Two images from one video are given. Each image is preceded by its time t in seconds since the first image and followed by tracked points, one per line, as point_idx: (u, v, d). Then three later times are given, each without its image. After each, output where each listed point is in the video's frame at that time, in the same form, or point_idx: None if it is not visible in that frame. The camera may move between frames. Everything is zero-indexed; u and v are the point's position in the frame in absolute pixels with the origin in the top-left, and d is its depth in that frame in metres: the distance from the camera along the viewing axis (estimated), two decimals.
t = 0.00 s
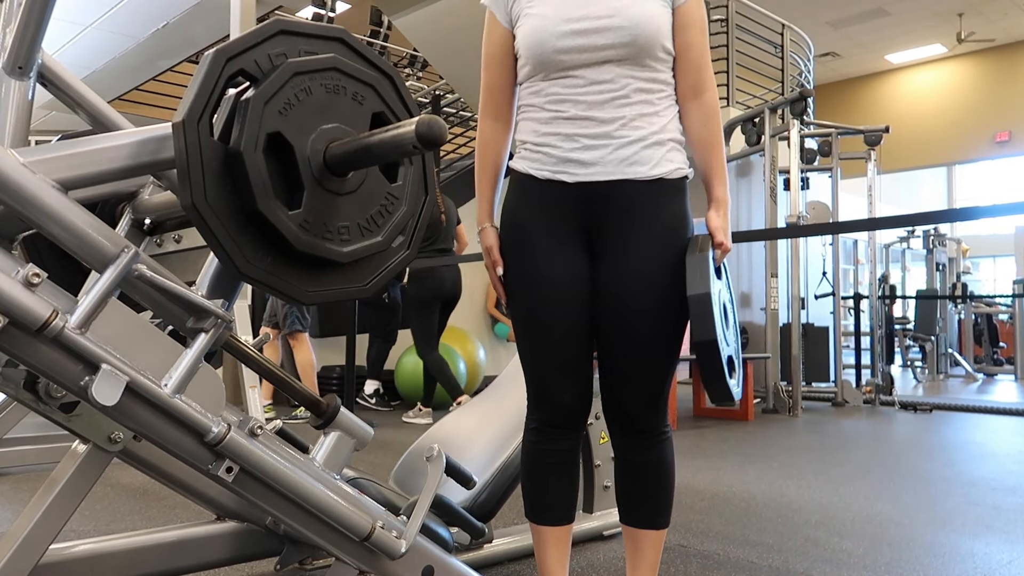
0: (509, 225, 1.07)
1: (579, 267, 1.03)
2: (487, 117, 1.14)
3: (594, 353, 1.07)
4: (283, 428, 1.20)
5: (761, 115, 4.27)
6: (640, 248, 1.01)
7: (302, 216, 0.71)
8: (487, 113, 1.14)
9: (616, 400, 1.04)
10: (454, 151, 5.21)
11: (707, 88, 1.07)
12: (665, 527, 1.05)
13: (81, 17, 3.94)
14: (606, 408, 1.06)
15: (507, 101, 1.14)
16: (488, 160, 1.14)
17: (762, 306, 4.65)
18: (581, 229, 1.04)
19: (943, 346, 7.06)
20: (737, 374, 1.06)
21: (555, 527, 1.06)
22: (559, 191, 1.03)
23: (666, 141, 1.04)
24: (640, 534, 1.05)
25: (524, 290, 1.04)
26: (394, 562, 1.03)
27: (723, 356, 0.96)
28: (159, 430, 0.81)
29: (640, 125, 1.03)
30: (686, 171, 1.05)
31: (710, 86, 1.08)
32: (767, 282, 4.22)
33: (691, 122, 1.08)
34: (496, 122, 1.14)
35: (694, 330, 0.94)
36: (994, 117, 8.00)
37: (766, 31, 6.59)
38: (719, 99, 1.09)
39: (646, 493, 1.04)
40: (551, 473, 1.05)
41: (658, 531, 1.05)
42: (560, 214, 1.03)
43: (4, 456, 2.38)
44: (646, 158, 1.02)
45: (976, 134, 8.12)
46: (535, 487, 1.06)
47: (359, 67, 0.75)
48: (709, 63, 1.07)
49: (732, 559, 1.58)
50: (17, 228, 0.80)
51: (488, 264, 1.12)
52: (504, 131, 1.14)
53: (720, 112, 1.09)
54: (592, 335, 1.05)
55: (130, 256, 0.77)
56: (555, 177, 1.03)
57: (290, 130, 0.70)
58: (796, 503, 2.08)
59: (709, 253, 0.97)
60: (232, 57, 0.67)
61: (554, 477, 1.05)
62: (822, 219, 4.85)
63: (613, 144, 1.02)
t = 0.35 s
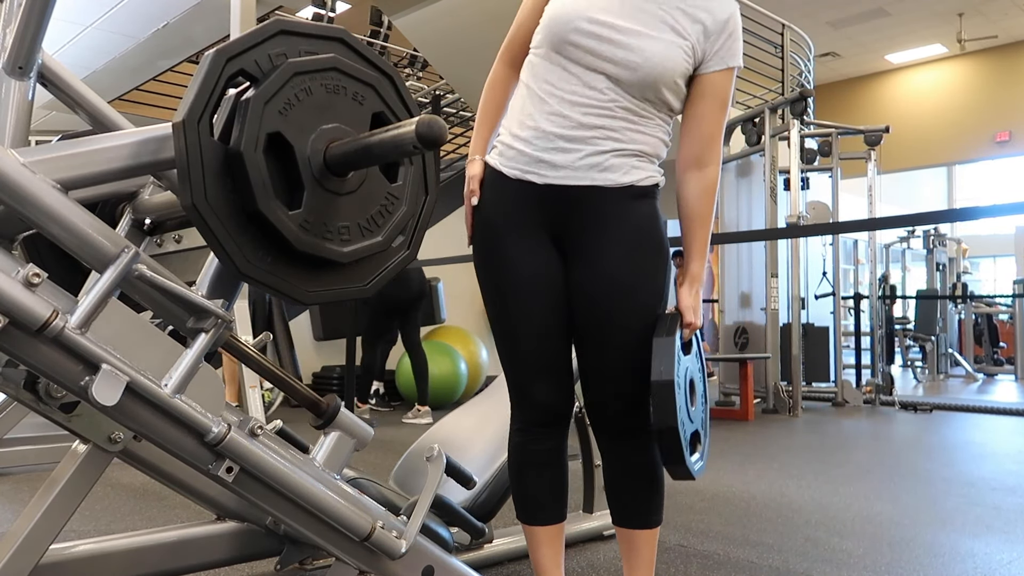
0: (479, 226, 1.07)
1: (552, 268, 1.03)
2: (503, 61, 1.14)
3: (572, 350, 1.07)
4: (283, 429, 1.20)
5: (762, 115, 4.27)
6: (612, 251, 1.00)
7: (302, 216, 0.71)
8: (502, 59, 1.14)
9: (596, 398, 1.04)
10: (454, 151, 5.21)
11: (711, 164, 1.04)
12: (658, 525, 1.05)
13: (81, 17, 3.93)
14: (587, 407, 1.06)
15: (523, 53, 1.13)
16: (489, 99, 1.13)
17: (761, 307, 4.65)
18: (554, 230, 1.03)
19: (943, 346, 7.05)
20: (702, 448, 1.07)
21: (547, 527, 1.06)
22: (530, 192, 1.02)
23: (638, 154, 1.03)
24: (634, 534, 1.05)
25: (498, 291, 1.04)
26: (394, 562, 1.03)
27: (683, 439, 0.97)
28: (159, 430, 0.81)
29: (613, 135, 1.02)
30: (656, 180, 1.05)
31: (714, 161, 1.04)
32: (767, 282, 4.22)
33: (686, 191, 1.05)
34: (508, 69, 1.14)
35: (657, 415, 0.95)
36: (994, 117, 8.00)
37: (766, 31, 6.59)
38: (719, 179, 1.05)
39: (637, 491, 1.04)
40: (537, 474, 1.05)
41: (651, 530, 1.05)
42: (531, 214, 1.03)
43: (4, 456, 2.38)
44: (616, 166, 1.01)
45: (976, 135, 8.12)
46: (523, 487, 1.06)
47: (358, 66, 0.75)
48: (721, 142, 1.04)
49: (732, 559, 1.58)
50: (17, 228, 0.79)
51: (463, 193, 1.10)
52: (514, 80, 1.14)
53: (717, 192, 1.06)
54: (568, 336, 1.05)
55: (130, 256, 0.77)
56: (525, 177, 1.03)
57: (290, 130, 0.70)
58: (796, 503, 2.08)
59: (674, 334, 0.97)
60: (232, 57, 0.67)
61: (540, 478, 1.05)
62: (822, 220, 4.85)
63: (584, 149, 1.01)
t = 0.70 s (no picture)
0: (461, 227, 1.06)
1: (533, 270, 1.02)
2: (524, 29, 1.14)
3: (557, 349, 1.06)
4: (283, 428, 1.20)
5: (762, 115, 4.26)
6: (592, 253, 0.99)
7: (302, 216, 0.71)
8: (525, 28, 1.14)
9: (581, 398, 1.04)
10: (454, 151, 5.21)
11: (705, 225, 1.06)
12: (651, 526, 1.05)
13: (81, 17, 3.93)
14: (574, 405, 1.05)
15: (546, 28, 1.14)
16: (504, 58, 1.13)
17: (761, 307, 4.66)
18: (535, 232, 1.03)
19: (943, 347, 7.04)
20: (689, 504, 1.10)
21: (539, 526, 1.06)
22: (510, 192, 1.02)
23: (620, 163, 1.01)
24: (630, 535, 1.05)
25: (481, 292, 1.04)
26: (393, 563, 1.03)
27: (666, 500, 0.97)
28: (159, 430, 0.81)
29: (594, 135, 1.00)
30: (636, 190, 1.03)
31: (709, 225, 1.06)
32: (768, 282, 4.23)
33: (681, 249, 1.06)
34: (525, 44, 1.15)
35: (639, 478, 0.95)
36: (994, 117, 8.00)
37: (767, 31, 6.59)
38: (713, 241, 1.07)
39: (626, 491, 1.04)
40: (527, 474, 1.05)
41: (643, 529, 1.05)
42: (511, 215, 1.02)
43: (4, 456, 2.38)
44: (595, 171, 1.00)
45: (976, 135, 8.12)
46: (516, 489, 1.05)
47: (360, 67, 0.75)
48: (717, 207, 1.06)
49: (732, 559, 1.58)
50: (17, 228, 0.79)
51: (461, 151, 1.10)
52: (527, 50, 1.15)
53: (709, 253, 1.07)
54: (553, 337, 1.05)
55: (130, 255, 0.77)
56: (510, 171, 1.02)
57: (291, 130, 0.70)
58: (796, 503, 2.08)
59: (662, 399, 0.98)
60: (232, 58, 0.67)
61: (530, 478, 1.05)
62: (822, 220, 4.85)
63: (566, 152, 1.00)
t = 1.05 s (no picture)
0: (476, 227, 1.06)
1: (551, 269, 1.03)
2: (500, 50, 1.11)
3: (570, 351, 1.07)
4: (283, 429, 1.20)
5: (762, 115, 4.26)
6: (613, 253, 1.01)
7: (303, 216, 0.71)
8: (500, 47, 1.12)
9: (594, 397, 1.04)
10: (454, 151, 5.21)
11: (711, 176, 1.05)
12: (657, 524, 1.05)
13: (81, 18, 3.93)
14: (585, 405, 1.06)
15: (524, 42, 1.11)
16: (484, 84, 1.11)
17: (761, 307, 4.66)
18: (554, 232, 1.03)
19: (943, 347, 7.03)
20: (698, 458, 1.08)
21: (546, 527, 1.06)
22: (527, 193, 1.03)
23: (635, 159, 1.03)
24: (632, 533, 1.05)
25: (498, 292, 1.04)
26: (393, 562, 1.03)
27: (676, 445, 0.96)
28: (158, 430, 0.81)
29: (615, 140, 1.01)
30: (653, 182, 1.05)
31: (714, 174, 1.05)
32: (768, 282, 4.23)
33: (687, 203, 1.06)
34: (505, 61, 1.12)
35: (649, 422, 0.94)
36: (994, 117, 8.00)
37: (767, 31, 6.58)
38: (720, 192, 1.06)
39: (632, 490, 1.04)
40: (535, 474, 1.05)
41: (649, 529, 1.05)
42: (529, 214, 1.03)
43: (4, 456, 2.38)
44: (617, 168, 1.01)
45: (977, 135, 8.12)
46: (522, 487, 1.06)
47: (360, 67, 0.75)
48: (721, 156, 1.05)
49: (733, 559, 1.58)
50: (17, 228, 0.79)
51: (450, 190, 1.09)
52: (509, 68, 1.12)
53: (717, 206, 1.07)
54: (567, 338, 1.05)
55: (130, 256, 0.77)
56: (524, 178, 1.03)
57: (291, 130, 0.70)
58: (796, 503, 2.08)
59: (672, 343, 0.98)
60: (232, 57, 0.67)
61: (538, 477, 1.05)
62: (823, 220, 4.85)
63: (585, 154, 1.01)
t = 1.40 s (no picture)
0: (503, 228, 1.07)
1: (574, 269, 1.03)
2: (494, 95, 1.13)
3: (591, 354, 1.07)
4: (283, 429, 1.20)
5: (762, 115, 4.26)
6: (636, 251, 1.01)
7: (302, 216, 0.71)
8: (493, 89, 1.13)
9: (612, 398, 1.03)
10: (454, 151, 5.20)
11: (713, 104, 1.07)
12: (664, 525, 1.05)
13: (81, 18, 3.94)
14: (603, 406, 1.06)
15: (516, 82, 1.13)
16: (492, 138, 1.13)
17: (762, 307, 4.66)
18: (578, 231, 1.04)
19: (944, 346, 7.03)
20: (725, 389, 1.07)
21: (553, 527, 1.06)
22: (552, 194, 1.03)
23: (656, 148, 1.03)
24: (639, 533, 1.05)
25: (520, 291, 1.04)
26: (393, 562, 1.03)
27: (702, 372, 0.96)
28: (159, 430, 0.81)
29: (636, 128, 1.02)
30: (678, 175, 1.04)
31: (716, 103, 1.07)
32: (768, 282, 4.23)
33: (693, 136, 1.08)
34: (503, 104, 1.13)
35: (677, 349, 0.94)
36: (994, 117, 7.99)
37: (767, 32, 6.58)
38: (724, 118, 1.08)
39: (643, 491, 1.04)
40: (548, 474, 1.05)
41: (656, 529, 1.04)
42: (554, 214, 1.03)
43: (4, 456, 2.38)
44: (642, 164, 1.02)
45: (977, 134, 8.12)
46: (533, 486, 1.06)
47: (360, 68, 0.75)
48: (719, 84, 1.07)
49: (733, 559, 1.58)
50: (17, 228, 0.79)
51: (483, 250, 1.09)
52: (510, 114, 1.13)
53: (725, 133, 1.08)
54: (588, 339, 1.05)
55: (131, 256, 0.77)
56: (549, 179, 1.03)
57: (291, 130, 0.70)
58: (797, 503, 2.08)
59: (698, 272, 0.97)
60: (233, 58, 0.67)
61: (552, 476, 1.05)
62: (823, 220, 4.85)
63: (609, 148, 1.02)
